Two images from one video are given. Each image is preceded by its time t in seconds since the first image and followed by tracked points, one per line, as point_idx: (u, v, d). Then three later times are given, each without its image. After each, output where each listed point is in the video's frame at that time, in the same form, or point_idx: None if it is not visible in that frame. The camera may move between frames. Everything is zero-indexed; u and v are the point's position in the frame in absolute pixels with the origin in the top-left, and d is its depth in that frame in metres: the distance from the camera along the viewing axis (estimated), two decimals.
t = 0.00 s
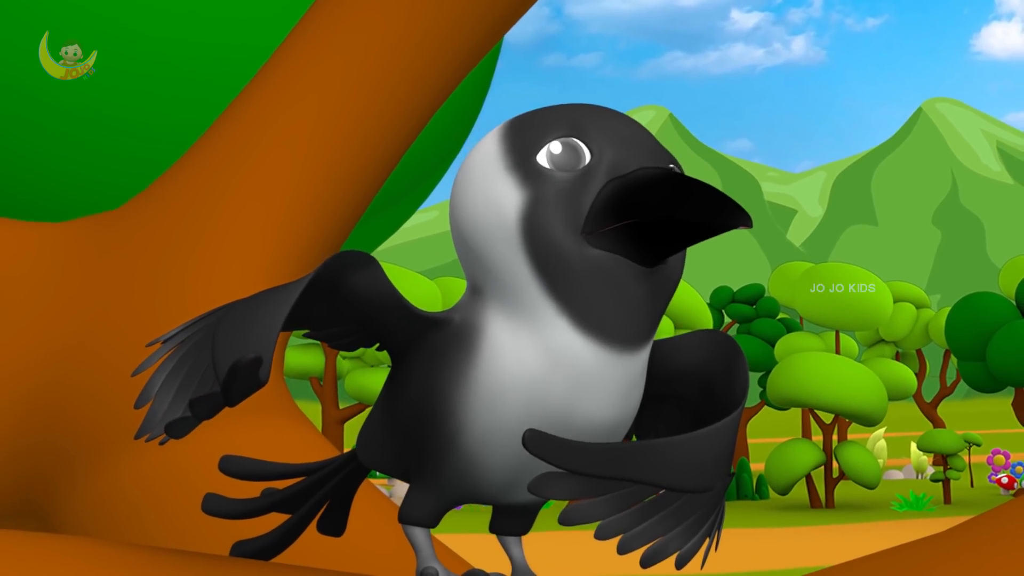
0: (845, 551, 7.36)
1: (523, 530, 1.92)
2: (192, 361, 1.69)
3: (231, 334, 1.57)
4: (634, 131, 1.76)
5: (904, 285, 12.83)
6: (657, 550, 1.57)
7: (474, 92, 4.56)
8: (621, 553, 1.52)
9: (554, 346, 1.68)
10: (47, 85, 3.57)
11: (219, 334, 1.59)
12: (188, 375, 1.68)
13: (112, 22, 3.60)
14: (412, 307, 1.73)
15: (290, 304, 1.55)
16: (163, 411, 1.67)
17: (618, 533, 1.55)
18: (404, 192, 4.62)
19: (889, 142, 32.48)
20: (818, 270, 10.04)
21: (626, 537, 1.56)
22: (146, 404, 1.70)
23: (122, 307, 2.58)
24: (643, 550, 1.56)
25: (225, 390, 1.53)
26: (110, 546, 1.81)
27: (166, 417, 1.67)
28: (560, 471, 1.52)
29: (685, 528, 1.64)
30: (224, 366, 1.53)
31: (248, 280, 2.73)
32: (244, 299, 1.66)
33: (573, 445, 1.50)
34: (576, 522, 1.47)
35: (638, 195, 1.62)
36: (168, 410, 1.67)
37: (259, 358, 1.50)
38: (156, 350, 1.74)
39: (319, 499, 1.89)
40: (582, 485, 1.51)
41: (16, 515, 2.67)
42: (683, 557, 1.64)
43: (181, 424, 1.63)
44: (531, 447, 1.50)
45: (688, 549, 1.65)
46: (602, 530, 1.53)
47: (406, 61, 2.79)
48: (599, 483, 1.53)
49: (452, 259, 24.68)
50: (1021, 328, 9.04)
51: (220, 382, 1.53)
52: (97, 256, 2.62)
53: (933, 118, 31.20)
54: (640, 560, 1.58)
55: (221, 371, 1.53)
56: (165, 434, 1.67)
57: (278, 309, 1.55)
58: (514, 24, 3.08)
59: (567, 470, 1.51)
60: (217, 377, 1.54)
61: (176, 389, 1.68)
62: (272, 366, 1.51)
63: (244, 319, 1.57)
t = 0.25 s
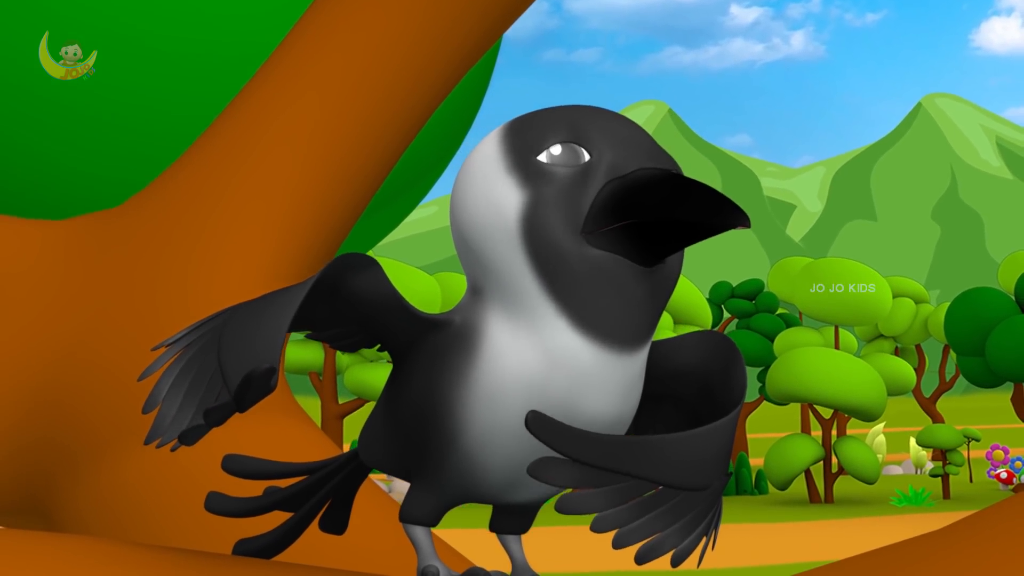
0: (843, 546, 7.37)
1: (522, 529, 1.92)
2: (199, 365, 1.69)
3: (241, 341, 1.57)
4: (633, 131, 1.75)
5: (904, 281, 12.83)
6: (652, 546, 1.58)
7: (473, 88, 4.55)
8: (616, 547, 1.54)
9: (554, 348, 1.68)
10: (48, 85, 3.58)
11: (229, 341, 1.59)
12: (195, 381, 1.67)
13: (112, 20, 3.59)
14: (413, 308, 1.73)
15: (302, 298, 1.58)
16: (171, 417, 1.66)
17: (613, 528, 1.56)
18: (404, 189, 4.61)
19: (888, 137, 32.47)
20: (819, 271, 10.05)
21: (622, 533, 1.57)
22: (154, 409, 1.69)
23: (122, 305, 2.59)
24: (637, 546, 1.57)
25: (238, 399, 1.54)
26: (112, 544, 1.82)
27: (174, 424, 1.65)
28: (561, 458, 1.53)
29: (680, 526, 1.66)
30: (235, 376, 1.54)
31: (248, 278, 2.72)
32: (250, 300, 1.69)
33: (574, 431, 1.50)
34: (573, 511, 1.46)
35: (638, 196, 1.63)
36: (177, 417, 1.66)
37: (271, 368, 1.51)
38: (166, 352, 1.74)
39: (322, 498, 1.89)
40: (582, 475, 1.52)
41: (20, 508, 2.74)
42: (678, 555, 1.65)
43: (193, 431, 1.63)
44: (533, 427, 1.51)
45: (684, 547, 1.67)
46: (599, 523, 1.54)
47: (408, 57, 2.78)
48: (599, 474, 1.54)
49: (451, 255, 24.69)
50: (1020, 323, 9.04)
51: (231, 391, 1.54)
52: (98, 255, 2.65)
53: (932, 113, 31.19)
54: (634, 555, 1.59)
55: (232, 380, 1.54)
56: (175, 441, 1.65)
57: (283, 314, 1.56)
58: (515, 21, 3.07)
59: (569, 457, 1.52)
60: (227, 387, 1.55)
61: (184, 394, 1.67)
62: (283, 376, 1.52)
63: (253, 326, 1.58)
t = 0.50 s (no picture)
0: (841, 542, 7.38)
1: (521, 528, 1.92)
2: (205, 373, 1.68)
3: (250, 352, 1.56)
4: (631, 139, 1.76)
5: (903, 276, 12.84)
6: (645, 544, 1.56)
7: (474, 84, 4.55)
8: (609, 540, 1.51)
9: (554, 350, 1.68)
10: (48, 85, 3.58)
11: (237, 350, 1.59)
12: (202, 390, 1.66)
13: (112, 18, 3.57)
14: (413, 311, 1.73)
15: (305, 302, 1.59)
16: (180, 426, 1.65)
17: (608, 522, 1.53)
18: (404, 185, 4.61)
19: (888, 132, 32.46)
20: (821, 271, 10.02)
21: (615, 527, 1.54)
22: (163, 414, 1.68)
23: (124, 303, 2.58)
24: (630, 541, 1.55)
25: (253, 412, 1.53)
26: (115, 542, 1.82)
27: (183, 433, 1.65)
28: (561, 442, 1.53)
29: (677, 524, 1.63)
30: (246, 390, 1.53)
31: (249, 277, 2.72)
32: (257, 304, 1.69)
33: (575, 414, 1.51)
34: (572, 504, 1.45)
35: (636, 199, 1.64)
36: (186, 424, 1.65)
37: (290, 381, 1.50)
38: (170, 359, 1.73)
39: (324, 496, 1.88)
40: (579, 462, 1.51)
41: (21, 505, 2.75)
42: (673, 555, 1.62)
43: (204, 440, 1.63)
44: (536, 405, 1.54)
45: (680, 547, 1.64)
46: (594, 514, 1.52)
47: (408, 54, 2.77)
48: (596, 464, 1.53)
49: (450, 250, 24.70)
50: (1021, 318, 9.03)
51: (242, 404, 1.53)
52: (100, 253, 2.65)
53: (931, 109, 31.18)
54: (629, 552, 1.56)
55: (243, 393, 1.53)
56: (186, 449, 1.65)
57: (288, 321, 1.56)
58: (516, 18, 3.07)
59: (569, 442, 1.52)
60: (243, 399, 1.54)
61: (192, 402, 1.66)
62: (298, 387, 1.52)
63: (261, 336, 1.57)
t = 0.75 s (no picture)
0: (839, 537, 7.38)
1: (520, 529, 1.92)
2: (212, 378, 1.68)
3: (261, 361, 1.57)
4: (631, 148, 1.75)
5: (902, 271, 12.84)
6: (639, 543, 1.54)
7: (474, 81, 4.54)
8: (603, 536, 1.50)
9: (553, 355, 1.67)
10: (48, 86, 3.57)
11: (245, 358, 1.59)
12: (210, 397, 1.67)
13: (110, 15, 3.54)
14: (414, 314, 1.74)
15: (310, 306, 1.58)
16: (189, 433, 1.67)
17: (603, 518, 1.52)
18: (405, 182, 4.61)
19: (887, 128, 32.47)
20: (825, 271, 9.97)
21: (610, 524, 1.53)
22: (170, 421, 1.69)
23: (125, 300, 2.59)
24: (624, 539, 1.54)
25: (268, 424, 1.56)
26: (118, 539, 1.82)
27: (193, 440, 1.66)
28: (561, 432, 1.54)
29: (674, 524, 1.62)
30: (260, 401, 1.55)
31: (251, 275, 2.71)
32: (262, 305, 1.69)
33: (578, 406, 1.51)
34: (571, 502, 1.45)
35: (633, 209, 1.66)
36: (196, 432, 1.67)
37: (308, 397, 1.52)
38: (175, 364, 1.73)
39: (325, 496, 1.88)
40: (577, 453, 1.52)
41: (23, 500, 2.77)
42: (668, 555, 1.61)
43: (215, 448, 1.64)
44: (539, 388, 1.54)
45: (676, 546, 1.62)
46: (590, 510, 1.51)
47: (408, 52, 2.76)
48: (594, 457, 1.53)
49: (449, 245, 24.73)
50: (1021, 314, 9.02)
51: (257, 416, 1.55)
52: (101, 250, 2.66)
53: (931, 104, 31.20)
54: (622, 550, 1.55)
55: (256, 404, 1.54)
56: (198, 458, 1.66)
57: (293, 328, 1.56)
58: (516, 16, 3.06)
59: (569, 432, 1.52)
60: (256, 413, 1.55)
61: (199, 408, 1.67)
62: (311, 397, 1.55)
63: (270, 344, 1.58)
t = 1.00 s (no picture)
0: (840, 532, 7.39)
1: (519, 528, 1.91)
2: (221, 385, 1.68)
3: (267, 367, 1.56)
4: (633, 157, 1.75)
5: (901, 266, 12.85)
6: (635, 543, 1.55)
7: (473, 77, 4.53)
8: (599, 536, 1.50)
9: (550, 357, 1.68)
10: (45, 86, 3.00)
11: (250, 363, 1.59)
12: (220, 404, 1.67)
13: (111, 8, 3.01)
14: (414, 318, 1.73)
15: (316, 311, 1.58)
16: (199, 439, 1.66)
17: (598, 517, 1.52)
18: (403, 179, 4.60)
19: (887, 124, 32.50)
20: (830, 272, 9.95)
21: (605, 524, 1.53)
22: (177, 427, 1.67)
23: (127, 297, 2.58)
24: (619, 539, 1.54)
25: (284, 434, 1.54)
26: (119, 539, 1.82)
27: (203, 447, 1.65)
28: (561, 428, 1.54)
29: (670, 524, 1.63)
30: (272, 411, 1.54)
31: (250, 274, 2.71)
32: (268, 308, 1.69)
33: (579, 405, 1.51)
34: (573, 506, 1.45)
35: (637, 222, 1.66)
36: (205, 438, 1.66)
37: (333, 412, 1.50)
38: (181, 369, 1.72)
39: (326, 496, 1.87)
40: (574, 450, 1.52)
41: (25, 496, 2.73)
42: (663, 556, 1.62)
43: (227, 456, 1.65)
44: (542, 385, 1.52)
45: (671, 547, 1.64)
46: (586, 508, 1.51)
47: (408, 50, 2.76)
48: (591, 455, 1.52)
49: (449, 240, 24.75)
50: (1019, 309, 9.03)
51: (268, 424, 1.54)
52: (102, 248, 2.63)
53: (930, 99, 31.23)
54: (618, 550, 1.56)
55: (270, 413, 1.53)
56: (208, 464, 1.66)
57: (299, 333, 1.55)
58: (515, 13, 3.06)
59: (568, 429, 1.52)
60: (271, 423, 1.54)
61: (208, 413, 1.67)
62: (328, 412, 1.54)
63: (275, 350, 1.57)
